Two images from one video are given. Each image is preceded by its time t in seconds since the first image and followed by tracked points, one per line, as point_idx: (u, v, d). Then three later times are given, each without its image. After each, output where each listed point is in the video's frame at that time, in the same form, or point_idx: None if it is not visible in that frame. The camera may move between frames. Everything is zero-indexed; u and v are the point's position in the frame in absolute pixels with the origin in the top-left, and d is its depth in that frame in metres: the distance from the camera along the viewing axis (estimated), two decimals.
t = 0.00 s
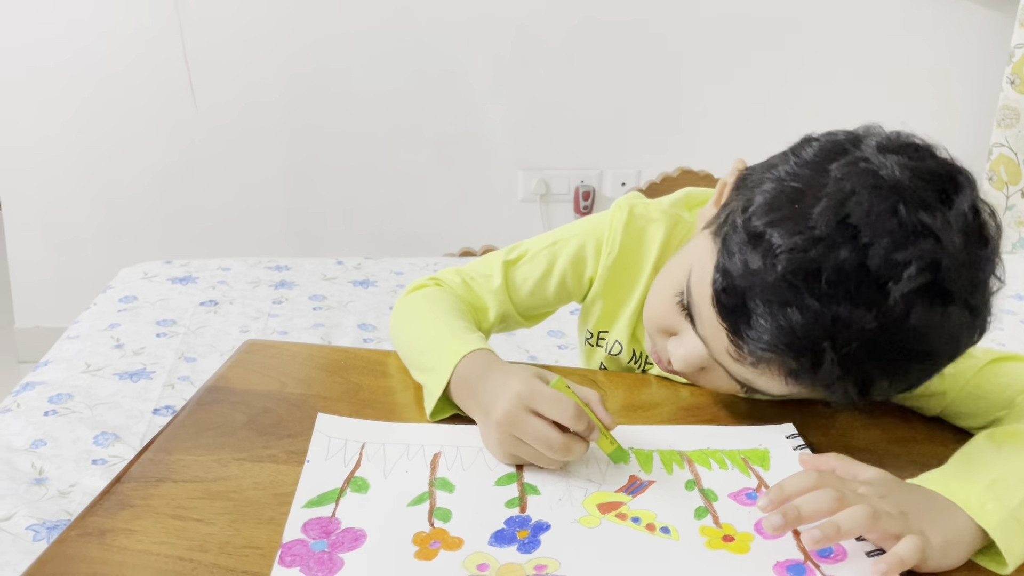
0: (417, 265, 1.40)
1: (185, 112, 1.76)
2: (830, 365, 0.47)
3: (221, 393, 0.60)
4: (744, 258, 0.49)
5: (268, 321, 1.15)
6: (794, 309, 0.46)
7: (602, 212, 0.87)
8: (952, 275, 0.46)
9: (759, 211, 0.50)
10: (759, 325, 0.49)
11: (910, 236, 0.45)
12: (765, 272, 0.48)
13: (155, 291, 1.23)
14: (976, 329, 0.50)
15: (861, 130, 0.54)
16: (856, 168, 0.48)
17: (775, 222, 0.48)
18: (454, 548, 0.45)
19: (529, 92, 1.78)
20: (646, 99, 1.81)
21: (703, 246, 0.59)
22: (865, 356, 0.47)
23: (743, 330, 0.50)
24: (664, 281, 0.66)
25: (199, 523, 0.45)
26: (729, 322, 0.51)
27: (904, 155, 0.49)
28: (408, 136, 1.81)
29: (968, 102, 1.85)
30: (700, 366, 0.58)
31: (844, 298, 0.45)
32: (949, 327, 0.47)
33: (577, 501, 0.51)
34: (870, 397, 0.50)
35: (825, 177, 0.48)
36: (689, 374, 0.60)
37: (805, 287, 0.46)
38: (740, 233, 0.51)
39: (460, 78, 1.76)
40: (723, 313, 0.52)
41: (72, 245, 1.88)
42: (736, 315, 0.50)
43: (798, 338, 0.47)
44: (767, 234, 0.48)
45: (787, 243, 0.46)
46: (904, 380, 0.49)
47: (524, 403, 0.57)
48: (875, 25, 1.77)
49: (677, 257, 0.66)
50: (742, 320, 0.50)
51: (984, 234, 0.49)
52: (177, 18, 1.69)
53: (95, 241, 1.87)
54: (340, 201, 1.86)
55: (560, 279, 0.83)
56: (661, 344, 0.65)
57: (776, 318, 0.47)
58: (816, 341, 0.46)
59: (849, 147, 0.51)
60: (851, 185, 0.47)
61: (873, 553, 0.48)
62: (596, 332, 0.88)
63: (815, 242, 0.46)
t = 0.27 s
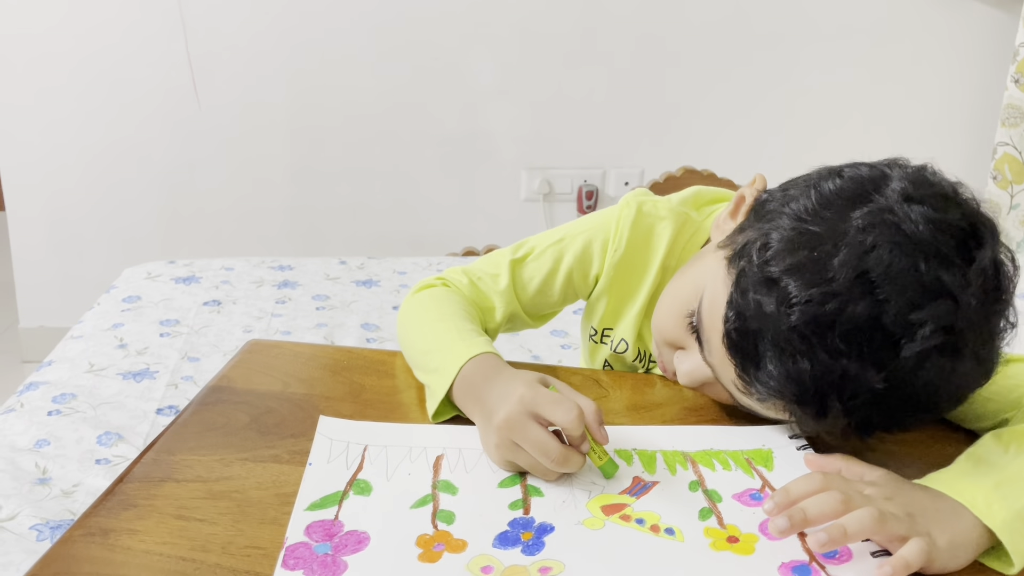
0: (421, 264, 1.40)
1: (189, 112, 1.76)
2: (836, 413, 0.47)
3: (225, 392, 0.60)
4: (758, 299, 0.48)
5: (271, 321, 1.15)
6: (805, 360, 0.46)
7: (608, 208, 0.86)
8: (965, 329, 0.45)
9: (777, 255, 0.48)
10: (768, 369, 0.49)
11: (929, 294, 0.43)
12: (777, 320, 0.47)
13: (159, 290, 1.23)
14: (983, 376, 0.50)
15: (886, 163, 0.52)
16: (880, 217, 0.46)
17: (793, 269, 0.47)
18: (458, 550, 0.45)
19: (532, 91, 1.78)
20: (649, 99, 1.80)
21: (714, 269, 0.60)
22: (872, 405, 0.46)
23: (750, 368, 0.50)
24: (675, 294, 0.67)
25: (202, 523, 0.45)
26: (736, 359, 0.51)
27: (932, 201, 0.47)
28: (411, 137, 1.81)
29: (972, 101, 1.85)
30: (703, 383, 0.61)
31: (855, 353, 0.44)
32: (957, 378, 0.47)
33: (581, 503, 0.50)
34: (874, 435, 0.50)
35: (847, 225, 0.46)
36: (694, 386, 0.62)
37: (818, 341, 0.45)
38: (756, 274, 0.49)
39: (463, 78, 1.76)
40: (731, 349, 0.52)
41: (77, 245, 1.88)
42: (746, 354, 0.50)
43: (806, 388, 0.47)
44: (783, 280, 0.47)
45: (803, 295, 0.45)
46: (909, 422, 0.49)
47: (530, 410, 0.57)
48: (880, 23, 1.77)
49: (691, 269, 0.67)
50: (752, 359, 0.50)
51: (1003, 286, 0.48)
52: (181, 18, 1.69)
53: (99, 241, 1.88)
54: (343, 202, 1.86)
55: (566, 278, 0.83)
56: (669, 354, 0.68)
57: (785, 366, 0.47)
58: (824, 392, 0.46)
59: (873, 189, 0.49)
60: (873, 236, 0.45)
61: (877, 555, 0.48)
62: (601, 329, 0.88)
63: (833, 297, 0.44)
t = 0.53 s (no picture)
0: (423, 265, 1.40)
1: (192, 112, 1.77)
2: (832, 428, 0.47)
3: (226, 393, 0.60)
4: (757, 313, 0.48)
5: (273, 321, 1.16)
6: (802, 376, 0.46)
7: (612, 208, 0.86)
8: (964, 349, 0.45)
9: (777, 269, 0.48)
10: (765, 382, 0.49)
11: (929, 313, 0.43)
12: (776, 335, 0.47)
13: (161, 291, 1.23)
14: (980, 392, 0.50)
15: (890, 178, 0.52)
16: (881, 233, 0.45)
17: (792, 284, 0.46)
18: (458, 551, 0.45)
19: (534, 92, 1.78)
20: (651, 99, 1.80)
21: (714, 278, 0.59)
22: (867, 420, 0.47)
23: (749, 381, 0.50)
24: (675, 301, 0.66)
25: (203, 524, 0.45)
26: (735, 371, 0.51)
27: (933, 219, 0.47)
28: (413, 137, 1.81)
29: (975, 101, 1.84)
30: (702, 391, 0.60)
31: (853, 370, 0.44)
32: (954, 395, 0.47)
33: (582, 504, 0.50)
34: (870, 448, 0.51)
35: (846, 240, 0.46)
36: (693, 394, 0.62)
37: (816, 358, 0.45)
38: (754, 287, 0.49)
39: (465, 78, 1.76)
40: (730, 363, 0.52)
41: (80, 245, 1.89)
42: (743, 366, 0.50)
43: (802, 403, 0.47)
44: (782, 295, 0.47)
45: (802, 311, 0.45)
46: (906, 437, 0.49)
47: (539, 412, 0.57)
48: (882, 23, 1.76)
49: (690, 276, 0.67)
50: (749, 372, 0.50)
51: (1003, 304, 0.48)
52: (184, 18, 1.70)
53: (102, 241, 1.88)
54: (345, 202, 1.86)
55: (569, 278, 0.83)
56: (668, 360, 0.67)
57: (782, 381, 0.47)
58: (821, 407, 0.47)
59: (874, 205, 0.48)
60: (873, 253, 0.44)
61: (878, 556, 0.48)
62: (603, 331, 0.88)
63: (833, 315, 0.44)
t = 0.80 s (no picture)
0: (426, 265, 1.40)
1: (196, 113, 1.77)
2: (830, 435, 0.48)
3: (231, 393, 0.60)
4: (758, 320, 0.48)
5: (277, 321, 1.16)
6: (801, 384, 0.46)
7: (614, 208, 0.86)
8: (965, 358, 0.45)
9: (778, 276, 0.48)
10: (765, 389, 0.49)
11: (929, 323, 0.43)
12: (776, 343, 0.47)
13: (165, 291, 1.23)
14: (982, 400, 0.49)
15: (895, 185, 0.51)
16: (883, 242, 0.45)
17: (793, 292, 0.46)
18: (463, 550, 0.45)
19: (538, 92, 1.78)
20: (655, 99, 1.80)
21: (716, 281, 0.59)
22: (867, 428, 0.47)
23: (749, 387, 0.51)
24: (676, 303, 0.67)
25: (208, 523, 0.45)
26: (735, 377, 0.52)
27: (936, 227, 0.46)
28: (417, 137, 1.81)
29: (979, 101, 1.84)
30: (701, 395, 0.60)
31: (852, 379, 0.44)
32: (954, 404, 0.46)
33: (586, 503, 0.50)
34: (872, 455, 0.51)
35: (848, 248, 0.46)
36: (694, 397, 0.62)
37: (815, 366, 0.45)
38: (756, 294, 0.49)
39: (469, 79, 1.76)
40: (730, 368, 0.52)
41: (84, 246, 1.89)
42: (743, 372, 0.51)
43: (801, 411, 0.47)
44: (783, 303, 0.47)
45: (802, 319, 0.45)
46: (908, 444, 0.49)
47: (557, 405, 0.58)
48: (886, 23, 1.76)
49: (692, 280, 0.67)
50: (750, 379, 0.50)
51: (1007, 313, 0.47)
52: (188, 19, 1.70)
53: (105, 242, 1.89)
54: (348, 202, 1.86)
55: (571, 278, 0.84)
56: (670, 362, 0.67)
57: (782, 388, 0.47)
58: (820, 415, 0.47)
59: (878, 212, 0.48)
60: (874, 262, 0.44)
61: (883, 555, 0.48)
62: (606, 331, 0.88)
63: (832, 325, 0.44)
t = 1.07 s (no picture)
0: (428, 266, 1.41)
1: (198, 114, 1.77)
2: (828, 414, 0.47)
3: (234, 393, 0.60)
4: (755, 295, 0.49)
5: (280, 322, 1.16)
6: (797, 357, 0.46)
7: (615, 208, 0.86)
8: (963, 337, 0.44)
9: (776, 251, 0.49)
10: (762, 365, 0.49)
11: (927, 297, 0.43)
12: (773, 316, 0.47)
13: (169, 292, 1.23)
14: (980, 385, 0.49)
15: (896, 172, 0.52)
16: (882, 218, 0.46)
17: (791, 265, 0.47)
18: (467, 549, 0.45)
19: (541, 93, 1.78)
20: (657, 100, 1.80)
21: (716, 266, 0.60)
22: (864, 408, 0.46)
23: (746, 366, 0.51)
24: (677, 293, 0.67)
25: (213, 522, 0.45)
26: (732, 357, 0.52)
27: (935, 206, 0.47)
28: (420, 137, 1.81)
29: (983, 101, 1.83)
30: (702, 381, 0.60)
31: (849, 351, 0.44)
32: (952, 386, 0.46)
33: (590, 503, 0.50)
34: (870, 439, 0.50)
35: (847, 224, 0.47)
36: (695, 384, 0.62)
37: (811, 338, 0.45)
38: (754, 270, 0.50)
39: (472, 80, 1.77)
40: (728, 348, 0.52)
41: (87, 247, 1.89)
42: (741, 349, 0.51)
43: (797, 386, 0.47)
44: (780, 276, 0.47)
45: (799, 291, 0.46)
46: (905, 428, 0.49)
47: (563, 403, 0.58)
48: (890, 24, 1.76)
49: (694, 269, 0.67)
50: (746, 356, 0.50)
51: (1006, 297, 0.47)
52: (192, 21, 1.70)
53: (108, 242, 1.89)
54: (351, 202, 1.86)
55: (571, 278, 0.84)
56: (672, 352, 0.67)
57: (778, 362, 0.47)
58: (816, 391, 0.46)
59: (878, 194, 0.49)
60: (873, 236, 0.45)
61: (887, 555, 0.48)
62: (608, 332, 0.87)
63: (829, 295, 0.44)
